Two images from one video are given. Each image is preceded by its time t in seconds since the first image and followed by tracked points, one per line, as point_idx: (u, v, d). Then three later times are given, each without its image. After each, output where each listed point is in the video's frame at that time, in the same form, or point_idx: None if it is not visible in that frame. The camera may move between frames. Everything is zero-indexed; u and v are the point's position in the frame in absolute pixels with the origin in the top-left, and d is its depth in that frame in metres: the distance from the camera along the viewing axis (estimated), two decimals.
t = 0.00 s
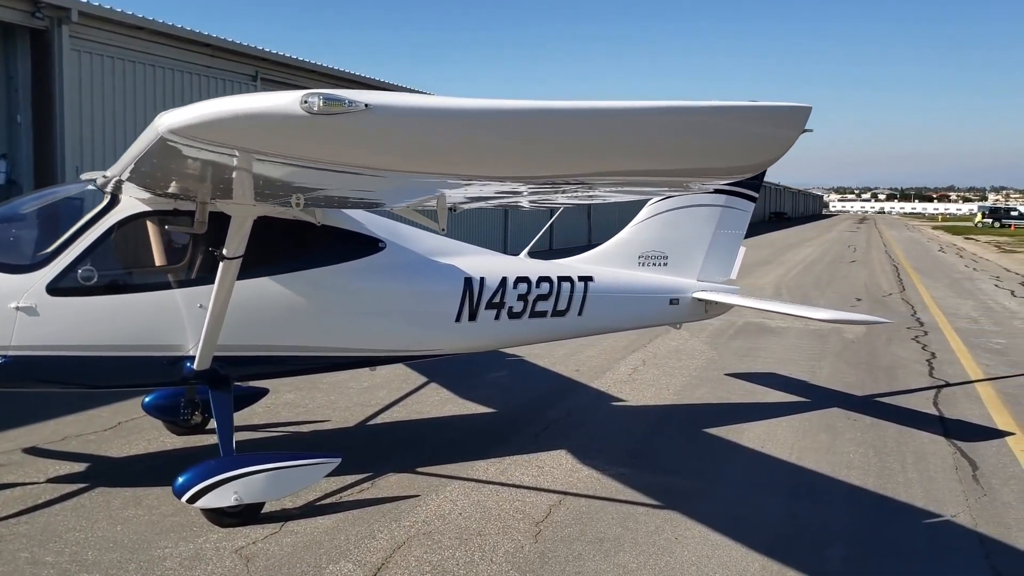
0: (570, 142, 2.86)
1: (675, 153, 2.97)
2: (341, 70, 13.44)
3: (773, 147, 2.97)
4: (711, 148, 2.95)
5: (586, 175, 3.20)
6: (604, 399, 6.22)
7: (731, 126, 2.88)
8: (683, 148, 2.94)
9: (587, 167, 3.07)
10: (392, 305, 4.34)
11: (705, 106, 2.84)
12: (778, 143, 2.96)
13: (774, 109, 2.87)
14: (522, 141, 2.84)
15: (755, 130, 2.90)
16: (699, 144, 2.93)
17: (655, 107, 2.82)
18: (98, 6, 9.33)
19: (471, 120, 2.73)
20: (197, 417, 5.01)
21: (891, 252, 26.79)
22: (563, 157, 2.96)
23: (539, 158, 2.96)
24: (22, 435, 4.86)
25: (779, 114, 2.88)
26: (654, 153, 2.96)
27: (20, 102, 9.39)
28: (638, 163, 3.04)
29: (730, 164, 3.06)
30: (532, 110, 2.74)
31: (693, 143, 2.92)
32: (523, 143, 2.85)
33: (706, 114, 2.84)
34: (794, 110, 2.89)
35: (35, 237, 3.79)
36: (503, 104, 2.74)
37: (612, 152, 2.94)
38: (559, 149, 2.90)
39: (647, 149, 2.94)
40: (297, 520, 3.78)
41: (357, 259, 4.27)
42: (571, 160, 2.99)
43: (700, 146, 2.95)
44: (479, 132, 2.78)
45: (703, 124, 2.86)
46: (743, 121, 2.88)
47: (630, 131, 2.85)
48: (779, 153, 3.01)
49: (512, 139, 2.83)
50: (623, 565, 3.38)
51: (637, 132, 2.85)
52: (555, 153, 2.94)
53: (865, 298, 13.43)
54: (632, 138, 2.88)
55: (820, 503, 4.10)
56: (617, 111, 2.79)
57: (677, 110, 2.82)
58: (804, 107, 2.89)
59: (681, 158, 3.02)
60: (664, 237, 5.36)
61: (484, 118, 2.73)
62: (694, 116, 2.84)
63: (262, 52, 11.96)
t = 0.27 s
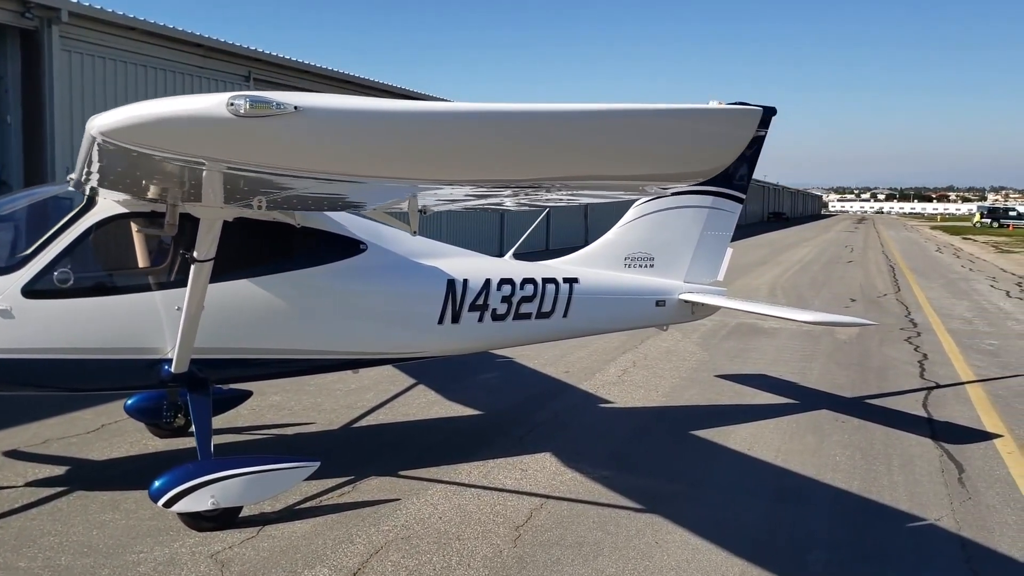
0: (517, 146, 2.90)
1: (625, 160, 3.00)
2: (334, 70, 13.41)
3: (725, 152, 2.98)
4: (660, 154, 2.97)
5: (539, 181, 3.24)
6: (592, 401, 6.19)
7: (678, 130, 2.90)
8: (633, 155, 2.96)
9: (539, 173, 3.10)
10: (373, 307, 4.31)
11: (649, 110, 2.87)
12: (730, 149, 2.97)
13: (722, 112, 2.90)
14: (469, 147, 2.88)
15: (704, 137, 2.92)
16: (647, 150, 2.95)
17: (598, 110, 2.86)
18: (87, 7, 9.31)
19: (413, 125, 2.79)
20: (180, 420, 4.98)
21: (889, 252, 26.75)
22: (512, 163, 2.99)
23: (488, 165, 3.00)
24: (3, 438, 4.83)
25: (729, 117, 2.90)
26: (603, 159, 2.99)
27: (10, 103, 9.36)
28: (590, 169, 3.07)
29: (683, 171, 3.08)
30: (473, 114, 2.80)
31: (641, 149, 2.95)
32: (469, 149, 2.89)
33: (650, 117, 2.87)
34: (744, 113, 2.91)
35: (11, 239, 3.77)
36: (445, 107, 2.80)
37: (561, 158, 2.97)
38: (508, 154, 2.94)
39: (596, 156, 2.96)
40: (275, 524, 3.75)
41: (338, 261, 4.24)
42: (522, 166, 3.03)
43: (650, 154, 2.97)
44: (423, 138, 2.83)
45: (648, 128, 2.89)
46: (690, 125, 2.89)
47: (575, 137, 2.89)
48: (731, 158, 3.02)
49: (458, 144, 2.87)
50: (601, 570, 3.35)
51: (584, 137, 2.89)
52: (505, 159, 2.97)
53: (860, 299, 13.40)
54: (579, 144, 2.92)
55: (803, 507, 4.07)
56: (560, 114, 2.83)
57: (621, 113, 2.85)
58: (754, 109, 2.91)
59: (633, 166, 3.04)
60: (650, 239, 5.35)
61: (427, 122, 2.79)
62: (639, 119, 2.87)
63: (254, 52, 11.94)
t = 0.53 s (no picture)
0: (482, 139, 2.83)
1: (594, 153, 2.92)
2: (332, 70, 13.37)
3: (699, 144, 2.91)
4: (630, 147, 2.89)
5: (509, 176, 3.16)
6: (586, 401, 6.13)
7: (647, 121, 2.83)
8: (602, 147, 2.89)
9: (507, 168, 3.03)
10: (360, 307, 4.25)
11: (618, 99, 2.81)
12: (703, 140, 2.89)
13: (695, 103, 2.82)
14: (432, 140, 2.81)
15: (666, 127, 2.85)
16: (616, 142, 2.88)
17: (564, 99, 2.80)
18: (82, 5, 9.27)
19: (372, 115, 2.71)
20: (168, 421, 4.90)
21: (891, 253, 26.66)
22: (478, 158, 2.91)
23: (453, 160, 2.92)
24: None
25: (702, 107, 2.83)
26: (572, 153, 2.92)
27: (5, 102, 9.33)
28: (560, 164, 2.99)
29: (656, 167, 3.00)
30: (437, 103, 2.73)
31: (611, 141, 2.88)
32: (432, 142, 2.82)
33: (619, 106, 2.81)
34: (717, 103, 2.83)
35: None
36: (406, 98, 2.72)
37: (529, 152, 2.90)
38: (473, 148, 2.86)
39: (563, 148, 2.89)
40: (259, 527, 3.70)
41: (324, 260, 4.19)
42: (488, 161, 2.95)
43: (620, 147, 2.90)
44: (384, 129, 2.75)
45: (617, 117, 2.82)
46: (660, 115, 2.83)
47: (541, 128, 2.82)
48: (703, 150, 2.95)
49: (420, 136, 2.80)
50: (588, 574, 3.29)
51: (550, 128, 2.82)
52: (470, 154, 2.89)
53: (860, 299, 13.32)
54: (546, 135, 2.84)
55: (797, 510, 4.00)
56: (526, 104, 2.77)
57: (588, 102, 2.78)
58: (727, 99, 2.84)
59: (603, 160, 2.96)
60: (644, 238, 5.30)
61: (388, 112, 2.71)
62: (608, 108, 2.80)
63: (252, 51, 11.90)
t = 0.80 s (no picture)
0: (449, 135, 2.78)
1: (564, 153, 2.88)
2: (330, 69, 13.32)
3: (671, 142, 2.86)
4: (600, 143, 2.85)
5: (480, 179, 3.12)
6: (582, 403, 6.06)
7: (616, 115, 2.80)
8: (573, 144, 2.85)
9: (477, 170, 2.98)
10: (349, 308, 4.18)
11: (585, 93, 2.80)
12: (676, 136, 2.85)
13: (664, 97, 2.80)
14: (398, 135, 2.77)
15: (612, 122, 2.81)
16: (586, 138, 2.83)
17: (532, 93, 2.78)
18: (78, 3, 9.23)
19: (336, 106, 2.70)
20: (156, 424, 4.84)
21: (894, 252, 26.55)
22: (447, 156, 2.86)
23: (422, 160, 2.87)
24: None
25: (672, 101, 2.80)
26: (543, 151, 2.87)
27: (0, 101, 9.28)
28: (531, 165, 2.94)
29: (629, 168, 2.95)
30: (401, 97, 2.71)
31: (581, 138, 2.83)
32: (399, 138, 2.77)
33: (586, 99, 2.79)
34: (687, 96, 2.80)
35: None
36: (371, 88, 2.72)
37: (498, 150, 2.85)
38: (440, 146, 2.81)
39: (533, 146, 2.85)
40: (243, 533, 3.63)
41: (312, 261, 4.12)
42: (457, 161, 2.90)
43: (591, 146, 2.86)
44: (349, 122, 2.72)
45: (584, 111, 2.80)
46: (629, 109, 2.80)
47: (484, 124, 2.77)
48: (654, 153, 2.88)
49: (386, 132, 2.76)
50: None
51: (518, 123, 2.79)
52: (438, 153, 2.84)
53: (862, 300, 13.24)
54: (514, 133, 2.80)
55: (792, 515, 3.93)
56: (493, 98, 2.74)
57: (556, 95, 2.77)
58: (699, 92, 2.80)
59: (574, 161, 2.91)
60: (640, 238, 5.23)
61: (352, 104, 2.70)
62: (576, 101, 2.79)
63: (249, 50, 11.85)
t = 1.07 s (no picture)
0: (399, 132, 2.68)
1: (524, 148, 2.78)
2: (330, 69, 13.30)
3: (634, 140, 2.75)
4: (560, 140, 2.75)
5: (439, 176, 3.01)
6: (577, 405, 6.01)
7: (575, 112, 2.69)
8: (525, 139, 2.74)
9: (434, 167, 2.87)
10: (335, 309, 4.13)
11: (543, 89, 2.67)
12: (639, 135, 2.74)
13: (627, 93, 2.67)
14: (347, 134, 2.67)
15: (565, 117, 2.70)
16: (543, 135, 2.73)
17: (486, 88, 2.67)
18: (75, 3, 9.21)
19: (272, 101, 2.59)
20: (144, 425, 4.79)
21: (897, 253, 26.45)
22: (399, 154, 2.76)
23: (374, 158, 2.77)
24: None
25: (636, 98, 2.68)
26: (494, 147, 2.77)
27: None
28: (489, 160, 2.83)
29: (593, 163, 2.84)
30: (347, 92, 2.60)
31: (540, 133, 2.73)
32: (347, 136, 2.67)
33: (543, 95, 2.68)
34: (649, 92, 2.67)
35: None
36: (315, 85, 2.61)
37: (452, 147, 2.74)
38: (392, 143, 2.71)
39: (489, 142, 2.74)
40: (228, 536, 3.59)
41: (298, 261, 4.08)
42: (410, 159, 2.80)
43: (551, 141, 2.75)
44: (294, 120, 2.62)
45: (540, 109, 2.69)
46: (588, 106, 2.69)
47: (430, 118, 2.67)
48: (611, 150, 2.78)
49: (334, 129, 2.65)
50: None
51: (471, 120, 2.68)
52: (389, 150, 2.74)
53: (863, 300, 13.17)
54: (469, 129, 2.70)
55: (784, 519, 3.88)
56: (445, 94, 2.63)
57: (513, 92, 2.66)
58: (662, 88, 2.67)
59: (534, 156, 2.81)
60: (635, 238, 5.18)
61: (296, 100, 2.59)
62: (532, 98, 2.67)
63: (248, 50, 11.83)
